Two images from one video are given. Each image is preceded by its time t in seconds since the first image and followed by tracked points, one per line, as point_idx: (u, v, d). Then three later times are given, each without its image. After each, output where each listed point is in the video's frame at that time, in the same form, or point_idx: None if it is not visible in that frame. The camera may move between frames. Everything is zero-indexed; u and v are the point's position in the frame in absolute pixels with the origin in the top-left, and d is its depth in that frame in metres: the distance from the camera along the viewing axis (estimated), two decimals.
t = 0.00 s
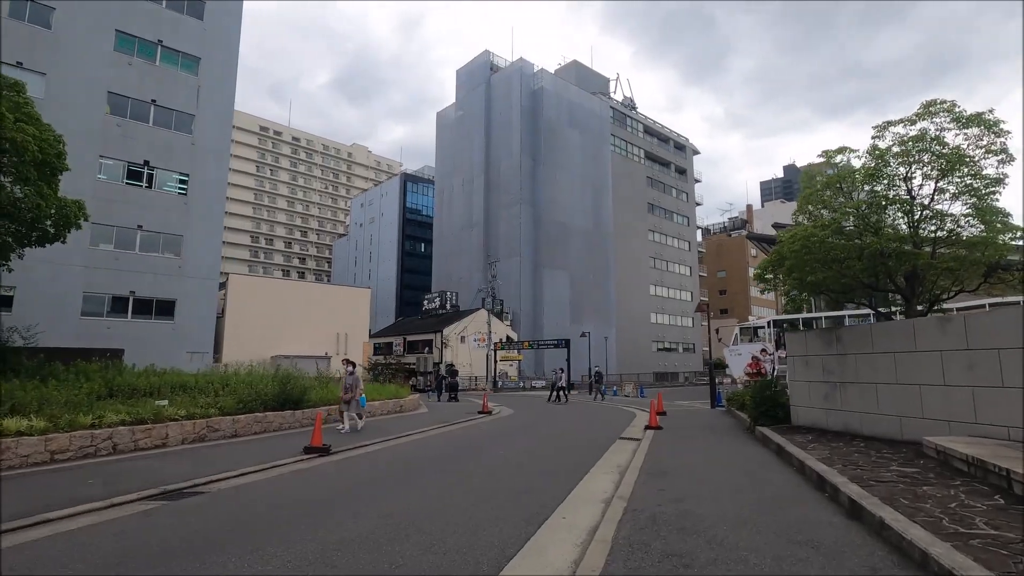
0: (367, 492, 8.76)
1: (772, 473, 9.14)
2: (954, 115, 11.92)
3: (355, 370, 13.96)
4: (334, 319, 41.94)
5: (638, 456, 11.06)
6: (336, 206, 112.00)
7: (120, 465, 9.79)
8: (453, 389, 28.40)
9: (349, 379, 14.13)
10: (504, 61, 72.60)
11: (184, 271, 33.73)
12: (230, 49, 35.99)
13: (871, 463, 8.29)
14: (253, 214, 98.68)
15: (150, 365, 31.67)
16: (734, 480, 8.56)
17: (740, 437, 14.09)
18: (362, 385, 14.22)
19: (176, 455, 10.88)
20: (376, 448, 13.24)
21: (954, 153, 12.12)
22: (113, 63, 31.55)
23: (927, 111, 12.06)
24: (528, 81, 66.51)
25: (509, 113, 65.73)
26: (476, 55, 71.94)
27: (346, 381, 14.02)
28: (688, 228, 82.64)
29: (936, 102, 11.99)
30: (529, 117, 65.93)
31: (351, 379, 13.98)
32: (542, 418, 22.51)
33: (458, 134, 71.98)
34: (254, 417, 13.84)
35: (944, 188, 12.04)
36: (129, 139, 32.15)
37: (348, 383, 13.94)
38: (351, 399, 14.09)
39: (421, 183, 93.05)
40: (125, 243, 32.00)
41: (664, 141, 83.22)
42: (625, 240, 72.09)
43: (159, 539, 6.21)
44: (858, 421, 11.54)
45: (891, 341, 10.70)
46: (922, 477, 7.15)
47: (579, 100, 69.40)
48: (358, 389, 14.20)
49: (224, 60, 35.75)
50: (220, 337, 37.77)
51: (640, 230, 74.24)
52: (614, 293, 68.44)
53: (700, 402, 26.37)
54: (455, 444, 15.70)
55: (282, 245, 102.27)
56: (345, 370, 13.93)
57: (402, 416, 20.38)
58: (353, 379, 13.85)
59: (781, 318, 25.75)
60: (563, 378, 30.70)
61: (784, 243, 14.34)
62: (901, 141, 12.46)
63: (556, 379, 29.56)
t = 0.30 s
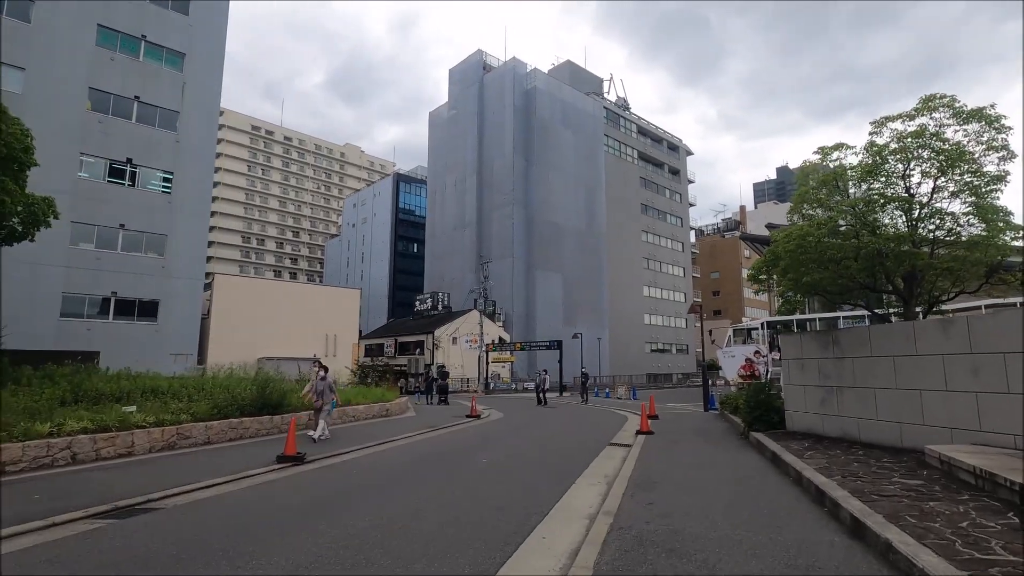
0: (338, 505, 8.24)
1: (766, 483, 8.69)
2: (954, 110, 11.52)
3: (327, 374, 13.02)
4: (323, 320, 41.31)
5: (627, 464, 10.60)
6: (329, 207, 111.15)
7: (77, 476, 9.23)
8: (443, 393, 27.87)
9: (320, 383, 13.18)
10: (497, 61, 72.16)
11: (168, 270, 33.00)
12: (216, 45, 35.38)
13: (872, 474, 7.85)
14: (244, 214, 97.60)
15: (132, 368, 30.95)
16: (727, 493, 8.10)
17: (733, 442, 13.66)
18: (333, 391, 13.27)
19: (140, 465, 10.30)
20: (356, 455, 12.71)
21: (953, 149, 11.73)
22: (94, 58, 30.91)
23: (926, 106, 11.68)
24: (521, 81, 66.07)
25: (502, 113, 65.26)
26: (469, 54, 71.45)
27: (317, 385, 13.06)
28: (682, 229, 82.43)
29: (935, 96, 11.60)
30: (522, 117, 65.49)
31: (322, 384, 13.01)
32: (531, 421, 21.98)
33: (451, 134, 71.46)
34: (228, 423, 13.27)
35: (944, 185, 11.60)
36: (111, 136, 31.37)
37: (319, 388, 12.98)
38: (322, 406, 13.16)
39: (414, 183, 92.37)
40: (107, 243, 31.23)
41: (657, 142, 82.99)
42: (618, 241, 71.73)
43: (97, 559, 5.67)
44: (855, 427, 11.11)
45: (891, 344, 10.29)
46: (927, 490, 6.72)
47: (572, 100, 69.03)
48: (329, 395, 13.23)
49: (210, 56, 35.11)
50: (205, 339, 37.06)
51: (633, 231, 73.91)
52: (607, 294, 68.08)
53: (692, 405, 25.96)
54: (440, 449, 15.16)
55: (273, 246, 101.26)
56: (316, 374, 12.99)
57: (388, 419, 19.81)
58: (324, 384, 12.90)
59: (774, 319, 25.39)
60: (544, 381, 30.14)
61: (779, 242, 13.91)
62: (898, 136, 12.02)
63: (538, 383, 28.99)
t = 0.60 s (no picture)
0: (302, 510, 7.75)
1: (755, 485, 8.29)
2: (949, 99, 11.17)
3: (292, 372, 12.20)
4: (310, 319, 40.65)
5: (611, 465, 10.18)
6: (319, 205, 110.19)
7: (25, 479, 8.69)
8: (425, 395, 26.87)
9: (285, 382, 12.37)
10: (489, 58, 71.68)
11: (150, 267, 32.28)
12: (200, 37, 34.62)
13: (866, 475, 7.45)
14: (234, 212, 96.39)
15: (111, 367, 30.25)
16: (713, 496, 7.70)
17: (722, 442, 13.27)
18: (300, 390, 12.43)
19: (97, 467, 9.77)
20: (330, 456, 12.22)
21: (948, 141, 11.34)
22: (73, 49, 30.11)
23: (920, 95, 11.34)
24: (513, 78, 65.66)
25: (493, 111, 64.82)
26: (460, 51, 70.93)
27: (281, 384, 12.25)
28: (673, 229, 82.25)
29: (930, 85, 11.26)
30: (513, 115, 65.09)
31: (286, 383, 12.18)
32: (517, 421, 21.55)
33: (442, 132, 70.91)
34: (198, 423, 12.74)
35: (939, 177, 11.25)
36: (90, 129, 30.59)
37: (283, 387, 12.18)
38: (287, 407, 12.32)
39: (406, 181, 91.68)
40: (86, 238, 30.48)
41: (649, 141, 82.75)
42: (610, 240, 71.37)
43: (28, 569, 5.19)
44: (848, 427, 10.74)
45: (883, 341, 9.95)
46: (924, 493, 6.32)
47: (564, 98, 68.69)
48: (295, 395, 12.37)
49: (194, 48, 34.32)
50: (188, 337, 36.29)
51: (625, 231, 73.64)
52: (598, 293, 67.78)
53: (682, 405, 25.62)
54: (421, 450, 14.71)
55: (263, 244, 100.09)
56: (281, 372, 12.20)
57: (370, 419, 19.32)
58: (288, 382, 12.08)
59: (765, 318, 25.10)
60: (527, 381, 29.67)
61: (770, 237, 13.53)
62: (892, 126, 11.65)
63: (520, 383, 28.50)
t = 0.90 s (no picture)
0: (251, 532, 7.19)
1: (732, 494, 7.99)
2: (927, 97, 11.02)
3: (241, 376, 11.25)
4: (282, 318, 39.67)
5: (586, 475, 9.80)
6: (296, 203, 108.32)
7: None
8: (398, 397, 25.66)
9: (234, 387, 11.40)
10: (468, 56, 71.07)
11: (112, 265, 31.06)
12: (166, 27, 33.39)
13: (846, 483, 7.18)
14: (207, 209, 94.01)
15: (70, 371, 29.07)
16: (688, 506, 7.37)
17: (699, 445, 13.01)
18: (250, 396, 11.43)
19: (33, 480, 9.11)
20: (293, 464, 11.62)
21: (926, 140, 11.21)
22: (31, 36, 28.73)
23: (898, 93, 11.18)
24: (493, 76, 65.15)
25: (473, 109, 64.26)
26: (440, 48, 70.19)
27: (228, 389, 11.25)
28: (653, 229, 82.57)
29: (908, 83, 11.11)
30: (494, 113, 64.64)
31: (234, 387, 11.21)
32: (494, 423, 21.10)
33: (421, 129, 70.10)
34: (151, 429, 12.05)
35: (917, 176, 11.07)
36: (49, 120, 29.27)
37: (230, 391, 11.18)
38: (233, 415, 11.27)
39: (385, 179, 90.51)
40: (43, 234, 29.15)
41: (629, 142, 82.94)
42: (590, 240, 71.28)
43: None
44: (825, 429, 10.55)
45: (862, 343, 9.76)
46: (907, 504, 6.05)
47: (544, 97, 68.43)
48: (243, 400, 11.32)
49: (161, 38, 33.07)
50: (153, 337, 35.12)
51: (605, 231, 73.64)
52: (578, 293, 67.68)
53: (660, 405, 25.48)
54: (393, 454, 14.17)
55: (239, 242, 97.84)
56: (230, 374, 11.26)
57: (341, 422, 18.68)
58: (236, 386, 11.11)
59: (743, 318, 25.06)
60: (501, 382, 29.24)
61: (747, 236, 13.27)
62: (871, 123, 11.43)
63: (494, 383, 27.96)
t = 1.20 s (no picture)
0: (210, 540, 6.63)
1: (731, 500, 7.48)
2: (934, 84, 10.54)
3: (204, 370, 10.41)
4: (273, 316, 39.04)
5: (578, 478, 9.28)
6: (291, 201, 107.58)
7: None
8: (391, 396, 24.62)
9: (194, 385, 10.53)
10: (463, 53, 70.54)
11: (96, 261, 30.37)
12: (154, 19, 32.79)
13: (856, 487, 6.67)
14: (201, 207, 92.90)
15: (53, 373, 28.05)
16: (684, 513, 6.90)
17: (696, 446, 12.49)
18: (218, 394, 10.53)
19: None
20: (269, 467, 11.04)
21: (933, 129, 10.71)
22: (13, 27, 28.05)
23: (903, 79, 10.71)
24: (488, 73, 64.61)
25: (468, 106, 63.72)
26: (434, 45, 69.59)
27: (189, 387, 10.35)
28: (649, 228, 82.17)
29: (913, 69, 10.65)
30: (489, 111, 64.10)
31: (196, 384, 10.32)
32: (487, 423, 20.55)
33: (416, 126, 69.50)
34: (122, 430, 11.48)
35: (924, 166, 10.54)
36: (33, 113, 28.59)
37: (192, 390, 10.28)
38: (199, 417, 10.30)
39: (380, 177, 89.86)
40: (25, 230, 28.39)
41: (626, 141, 82.54)
42: (586, 238, 70.78)
43: None
44: (828, 430, 10.07)
45: (868, 339, 9.27)
46: (924, 512, 5.56)
47: (540, 95, 67.89)
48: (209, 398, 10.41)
49: (148, 31, 32.48)
50: (138, 335, 34.39)
51: (601, 229, 73.15)
52: (574, 292, 67.19)
53: (656, 405, 24.98)
54: (379, 455, 13.61)
55: (233, 240, 96.77)
56: (190, 371, 10.41)
57: (328, 423, 18.08)
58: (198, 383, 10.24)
59: (739, 317, 24.69)
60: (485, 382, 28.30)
61: (746, 228, 12.78)
62: (876, 110, 10.88)
63: (478, 383, 26.96)
